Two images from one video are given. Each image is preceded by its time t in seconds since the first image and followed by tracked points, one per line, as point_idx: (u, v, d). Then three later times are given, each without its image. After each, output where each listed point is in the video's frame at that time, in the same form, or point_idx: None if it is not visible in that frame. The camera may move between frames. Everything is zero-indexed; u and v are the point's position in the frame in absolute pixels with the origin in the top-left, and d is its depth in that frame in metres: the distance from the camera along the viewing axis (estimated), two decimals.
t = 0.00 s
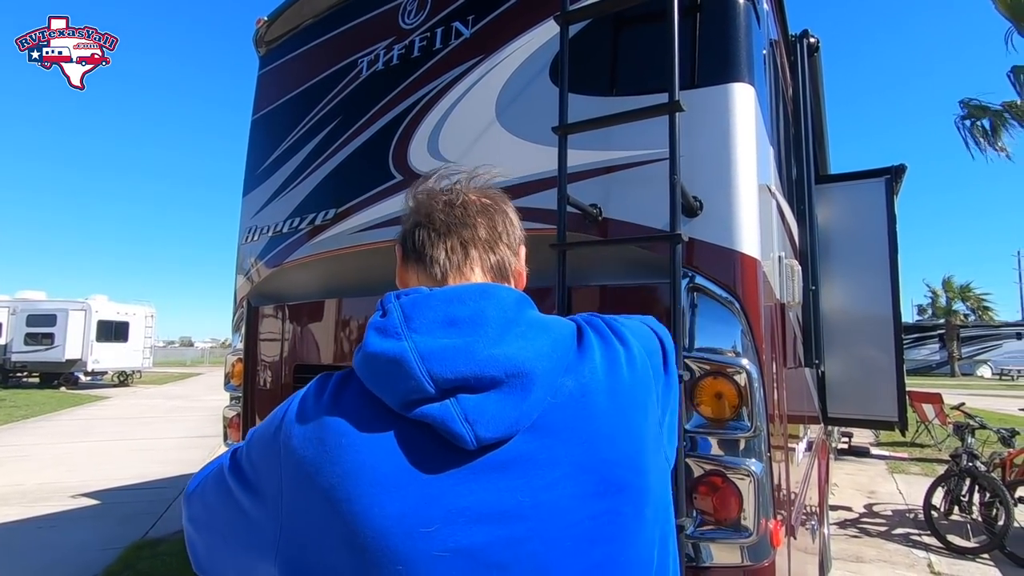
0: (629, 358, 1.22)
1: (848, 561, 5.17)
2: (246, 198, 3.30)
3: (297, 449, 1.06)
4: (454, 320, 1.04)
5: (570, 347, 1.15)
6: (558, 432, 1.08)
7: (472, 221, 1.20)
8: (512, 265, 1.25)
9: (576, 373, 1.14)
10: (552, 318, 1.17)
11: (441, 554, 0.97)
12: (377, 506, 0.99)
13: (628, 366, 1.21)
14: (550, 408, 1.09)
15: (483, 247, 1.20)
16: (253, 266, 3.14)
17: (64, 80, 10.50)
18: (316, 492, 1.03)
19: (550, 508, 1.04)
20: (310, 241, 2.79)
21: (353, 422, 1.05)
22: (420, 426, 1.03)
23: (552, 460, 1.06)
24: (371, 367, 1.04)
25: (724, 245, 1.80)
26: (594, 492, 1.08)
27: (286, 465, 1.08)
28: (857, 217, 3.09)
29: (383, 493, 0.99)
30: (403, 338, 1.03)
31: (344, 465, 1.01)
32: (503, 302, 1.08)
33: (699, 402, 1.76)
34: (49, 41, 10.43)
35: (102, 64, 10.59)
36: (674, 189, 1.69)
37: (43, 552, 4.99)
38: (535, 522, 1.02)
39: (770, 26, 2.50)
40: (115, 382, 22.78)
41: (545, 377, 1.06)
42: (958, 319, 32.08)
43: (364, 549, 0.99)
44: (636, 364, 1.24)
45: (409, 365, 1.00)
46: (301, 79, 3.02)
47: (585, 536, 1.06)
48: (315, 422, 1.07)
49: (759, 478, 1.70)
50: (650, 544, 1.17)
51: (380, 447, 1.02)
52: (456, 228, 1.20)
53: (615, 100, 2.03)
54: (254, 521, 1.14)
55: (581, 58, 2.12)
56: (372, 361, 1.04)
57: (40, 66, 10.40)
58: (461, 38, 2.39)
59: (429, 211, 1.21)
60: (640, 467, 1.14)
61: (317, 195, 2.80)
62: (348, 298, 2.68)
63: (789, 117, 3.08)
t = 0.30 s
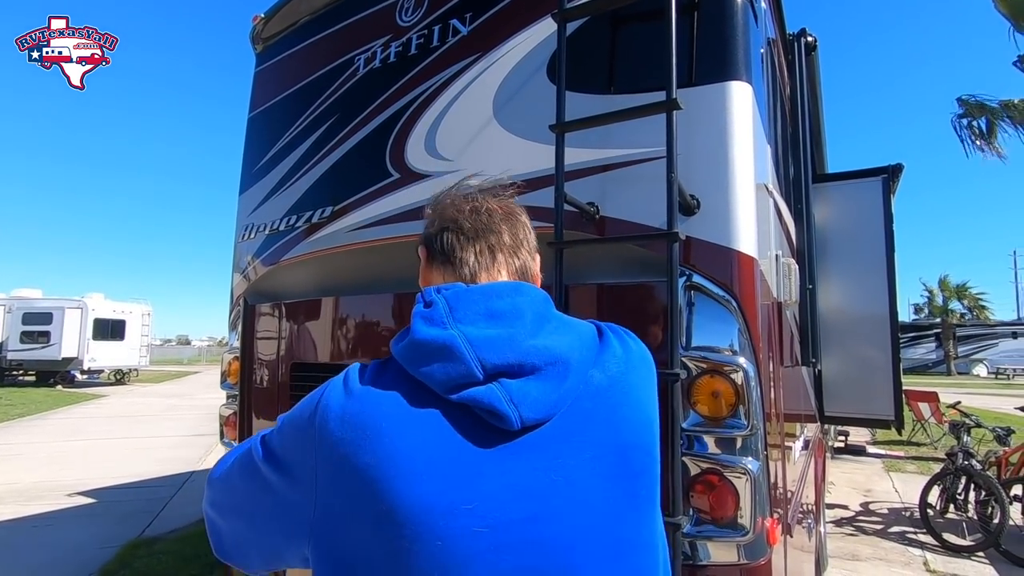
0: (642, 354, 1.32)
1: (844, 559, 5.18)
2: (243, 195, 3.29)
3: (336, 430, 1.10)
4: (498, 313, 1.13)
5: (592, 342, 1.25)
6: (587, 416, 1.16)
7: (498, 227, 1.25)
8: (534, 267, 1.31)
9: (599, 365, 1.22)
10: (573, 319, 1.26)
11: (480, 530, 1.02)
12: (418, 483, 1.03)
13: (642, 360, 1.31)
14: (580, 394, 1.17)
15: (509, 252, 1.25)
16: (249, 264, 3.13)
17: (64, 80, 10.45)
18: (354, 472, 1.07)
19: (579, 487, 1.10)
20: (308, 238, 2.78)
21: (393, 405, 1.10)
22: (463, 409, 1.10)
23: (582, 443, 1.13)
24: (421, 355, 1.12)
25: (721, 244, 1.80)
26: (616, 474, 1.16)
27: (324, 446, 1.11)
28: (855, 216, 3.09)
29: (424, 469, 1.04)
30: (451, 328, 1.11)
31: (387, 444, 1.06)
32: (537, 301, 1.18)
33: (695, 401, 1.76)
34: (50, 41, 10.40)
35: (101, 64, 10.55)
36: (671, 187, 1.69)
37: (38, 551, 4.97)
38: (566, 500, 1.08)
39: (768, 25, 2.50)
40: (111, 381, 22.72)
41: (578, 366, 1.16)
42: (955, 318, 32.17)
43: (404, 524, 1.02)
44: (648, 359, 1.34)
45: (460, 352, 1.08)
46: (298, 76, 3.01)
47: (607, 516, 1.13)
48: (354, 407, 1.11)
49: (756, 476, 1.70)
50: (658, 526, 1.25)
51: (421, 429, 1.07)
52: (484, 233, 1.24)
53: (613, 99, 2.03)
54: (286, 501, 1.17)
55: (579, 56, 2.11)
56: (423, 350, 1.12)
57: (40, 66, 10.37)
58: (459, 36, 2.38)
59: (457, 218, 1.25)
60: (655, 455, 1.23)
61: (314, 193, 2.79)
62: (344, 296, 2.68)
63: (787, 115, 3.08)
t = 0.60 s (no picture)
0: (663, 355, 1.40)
1: (841, 557, 5.19)
2: (240, 191, 3.28)
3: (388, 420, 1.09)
4: (547, 310, 1.16)
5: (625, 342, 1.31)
6: (624, 410, 1.22)
7: (534, 234, 1.31)
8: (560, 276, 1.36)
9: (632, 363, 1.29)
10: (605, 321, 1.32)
11: (535, 514, 1.06)
12: (479, 470, 1.05)
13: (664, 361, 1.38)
14: (618, 389, 1.23)
15: (546, 258, 1.31)
16: (246, 262, 3.12)
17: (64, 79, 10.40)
18: (411, 461, 1.06)
19: (620, 477, 1.15)
20: (306, 235, 2.76)
21: (448, 394, 1.09)
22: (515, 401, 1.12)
23: (622, 434, 1.19)
24: (475, 347, 1.12)
25: (720, 242, 1.80)
26: (650, 465, 1.22)
27: (372, 438, 1.09)
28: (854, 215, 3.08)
29: (480, 456, 1.06)
30: (506, 322, 1.13)
31: (443, 433, 1.06)
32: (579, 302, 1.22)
33: (694, 400, 1.76)
34: (50, 41, 10.36)
35: (101, 64, 10.50)
36: (670, 185, 1.68)
37: (34, 548, 4.96)
38: (609, 487, 1.13)
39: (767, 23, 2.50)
40: (108, 378, 22.68)
41: (621, 362, 1.22)
42: (951, 317, 32.23)
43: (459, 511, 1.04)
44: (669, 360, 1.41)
45: (519, 345, 1.10)
46: (296, 72, 2.99)
47: (643, 503, 1.19)
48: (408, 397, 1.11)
49: (753, 475, 1.70)
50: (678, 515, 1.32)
51: (479, 417, 1.08)
52: (525, 239, 1.29)
53: (612, 96, 2.02)
54: (325, 501, 1.13)
55: (578, 52, 2.10)
56: (477, 343, 1.12)
57: (40, 66, 10.33)
58: (457, 32, 2.37)
59: (496, 223, 1.30)
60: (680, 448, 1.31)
61: (312, 190, 2.78)
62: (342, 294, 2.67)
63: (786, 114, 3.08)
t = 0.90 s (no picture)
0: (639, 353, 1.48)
1: (838, 555, 5.20)
2: (237, 188, 3.27)
3: (399, 409, 1.08)
4: (546, 307, 1.23)
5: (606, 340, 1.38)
6: (615, 397, 1.28)
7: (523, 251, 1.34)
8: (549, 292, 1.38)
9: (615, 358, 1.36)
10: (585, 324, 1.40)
11: (546, 488, 1.09)
12: (493, 446, 1.07)
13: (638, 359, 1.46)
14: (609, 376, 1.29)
15: (537, 273, 1.34)
16: (243, 259, 3.10)
17: (64, 79, 10.34)
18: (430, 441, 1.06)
19: (615, 457, 1.21)
20: (303, 232, 2.75)
21: (463, 378, 1.12)
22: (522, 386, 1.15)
23: (614, 416, 1.25)
24: (482, 337, 1.15)
25: (718, 239, 1.79)
26: (639, 447, 1.28)
27: (383, 427, 1.07)
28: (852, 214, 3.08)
29: (493, 434, 1.08)
30: (512, 313, 1.18)
31: (456, 415, 1.08)
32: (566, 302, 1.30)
33: (693, 398, 1.75)
34: (50, 41, 10.32)
35: (101, 63, 10.45)
36: (670, 182, 1.67)
37: (30, 546, 4.94)
38: (608, 466, 1.18)
39: (766, 22, 2.49)
40: (105, 376, 22.64)
41: (609, 353, 1.29)
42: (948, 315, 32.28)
43: (475, 491, 1.05)
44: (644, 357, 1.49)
45: (526, 332, 1.14)
46: (293, 69, 2.98)
47: (636, 480, 1.25)
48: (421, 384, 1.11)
49: (752, 473, 1.69)
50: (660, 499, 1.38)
51: (491, 399, 1.11)
52: (517, 255, 1.33)
53: (610, 93, 2.01)
54: (336, 501, 1.08)
55: (576, 49, 2.10)
56: (485, 333, 1.15)
57: (40, 66, 10.28)
58: (456, 28, 2.36)
59: (488, 240, 1.34)
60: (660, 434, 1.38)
61: (310, 187, 2.77)
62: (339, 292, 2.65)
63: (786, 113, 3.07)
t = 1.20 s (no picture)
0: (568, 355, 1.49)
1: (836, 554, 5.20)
2: (236, 186, 3.25)
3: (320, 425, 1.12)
4: (458, 314, 1.24)
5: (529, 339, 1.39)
6: (538, 384, 1.27)
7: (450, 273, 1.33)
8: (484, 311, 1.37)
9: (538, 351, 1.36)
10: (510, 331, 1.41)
11: (468, 475, 1.09)
12: (409, 443, 1.09)
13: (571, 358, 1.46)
14: (522, 367, 1.28)
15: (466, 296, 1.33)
16: (242, 258, 3.09)
17: (64, 78, 10.31)
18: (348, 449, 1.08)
19: (545, 440, 1.19)
20: (302, 231, 2.74)
21: (376, 389, 1.15)
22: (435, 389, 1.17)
23: (539, 402, 1.24)
24: (394, 349, 1.19)
25: (720, 238, 1.78)
26: (572, 430, 1.25)
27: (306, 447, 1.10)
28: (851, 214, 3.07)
29: (408, 432, 1.10)
30: (422, 323, 1.21)
31: (367, 419, 1.10)
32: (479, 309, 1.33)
33: (694, 397, 1.74)
34: (50, 41, 10.29)
35: (102, 63, 10.41)
36: (672, 181, 1.66)
37: (26, 546, 4.91)
38: (535, 451, 1.16)
39: (768, 21, 2.48)
40: (103, 374, 22.62)
41: (525, 347, 1.29)
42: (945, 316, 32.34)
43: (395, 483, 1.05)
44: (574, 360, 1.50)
45: (433, 337, 1.17)
46: (293, 66, 2.97)
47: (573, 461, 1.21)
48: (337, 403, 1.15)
49: (753, 473, 1.69)
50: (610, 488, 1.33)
51: (404, 403, 1.13)
52: (444, 277, 1.32)
53: (612, 91, 2.00)
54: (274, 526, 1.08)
55: (577, 47, 2.09)
56: (396, 346, 1.19)
57: (39, 65, 10.24)
58: (456, 26, 2.35)
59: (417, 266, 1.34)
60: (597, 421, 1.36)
61: (309, 185, 2.76)
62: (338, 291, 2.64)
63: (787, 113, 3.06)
